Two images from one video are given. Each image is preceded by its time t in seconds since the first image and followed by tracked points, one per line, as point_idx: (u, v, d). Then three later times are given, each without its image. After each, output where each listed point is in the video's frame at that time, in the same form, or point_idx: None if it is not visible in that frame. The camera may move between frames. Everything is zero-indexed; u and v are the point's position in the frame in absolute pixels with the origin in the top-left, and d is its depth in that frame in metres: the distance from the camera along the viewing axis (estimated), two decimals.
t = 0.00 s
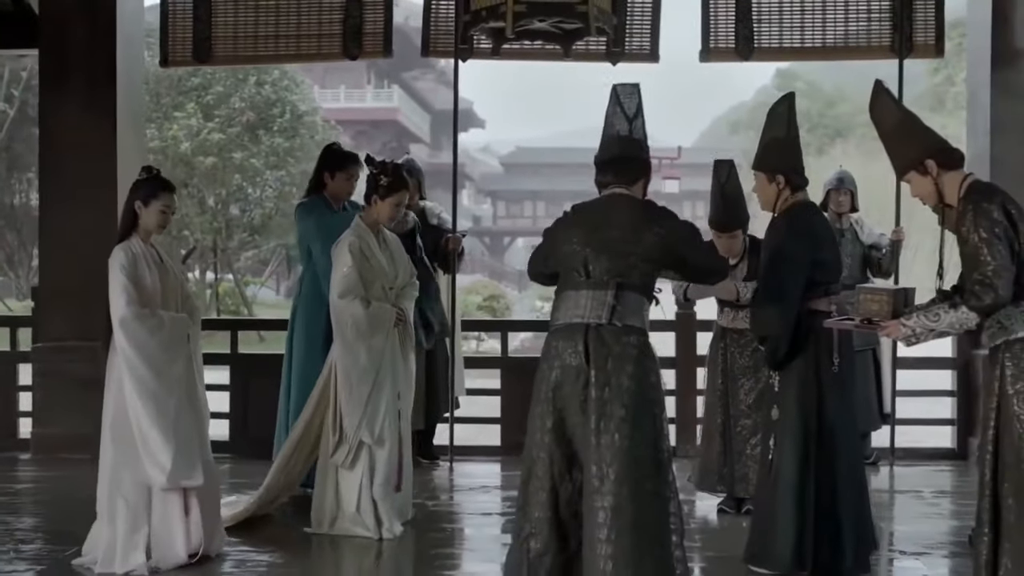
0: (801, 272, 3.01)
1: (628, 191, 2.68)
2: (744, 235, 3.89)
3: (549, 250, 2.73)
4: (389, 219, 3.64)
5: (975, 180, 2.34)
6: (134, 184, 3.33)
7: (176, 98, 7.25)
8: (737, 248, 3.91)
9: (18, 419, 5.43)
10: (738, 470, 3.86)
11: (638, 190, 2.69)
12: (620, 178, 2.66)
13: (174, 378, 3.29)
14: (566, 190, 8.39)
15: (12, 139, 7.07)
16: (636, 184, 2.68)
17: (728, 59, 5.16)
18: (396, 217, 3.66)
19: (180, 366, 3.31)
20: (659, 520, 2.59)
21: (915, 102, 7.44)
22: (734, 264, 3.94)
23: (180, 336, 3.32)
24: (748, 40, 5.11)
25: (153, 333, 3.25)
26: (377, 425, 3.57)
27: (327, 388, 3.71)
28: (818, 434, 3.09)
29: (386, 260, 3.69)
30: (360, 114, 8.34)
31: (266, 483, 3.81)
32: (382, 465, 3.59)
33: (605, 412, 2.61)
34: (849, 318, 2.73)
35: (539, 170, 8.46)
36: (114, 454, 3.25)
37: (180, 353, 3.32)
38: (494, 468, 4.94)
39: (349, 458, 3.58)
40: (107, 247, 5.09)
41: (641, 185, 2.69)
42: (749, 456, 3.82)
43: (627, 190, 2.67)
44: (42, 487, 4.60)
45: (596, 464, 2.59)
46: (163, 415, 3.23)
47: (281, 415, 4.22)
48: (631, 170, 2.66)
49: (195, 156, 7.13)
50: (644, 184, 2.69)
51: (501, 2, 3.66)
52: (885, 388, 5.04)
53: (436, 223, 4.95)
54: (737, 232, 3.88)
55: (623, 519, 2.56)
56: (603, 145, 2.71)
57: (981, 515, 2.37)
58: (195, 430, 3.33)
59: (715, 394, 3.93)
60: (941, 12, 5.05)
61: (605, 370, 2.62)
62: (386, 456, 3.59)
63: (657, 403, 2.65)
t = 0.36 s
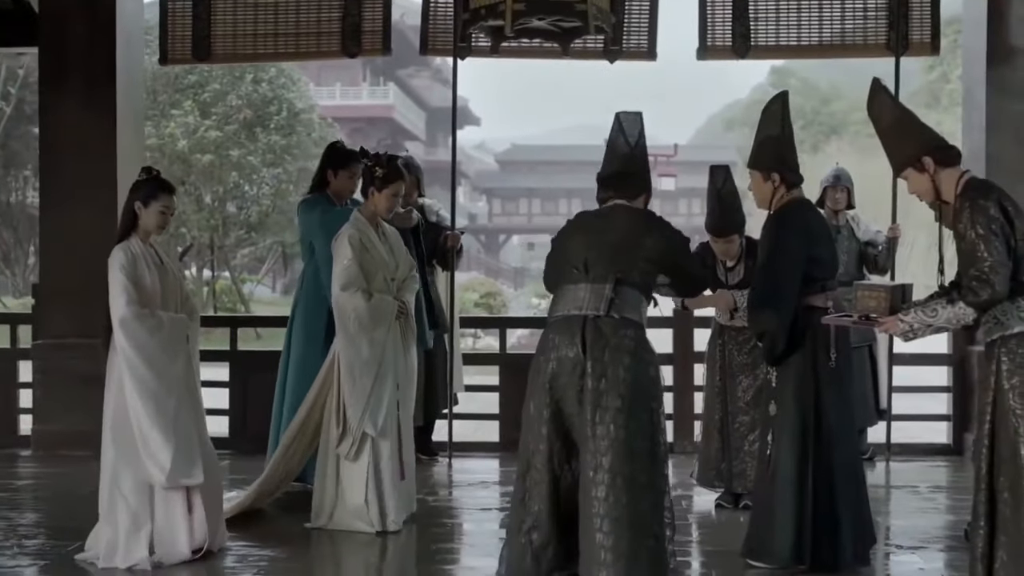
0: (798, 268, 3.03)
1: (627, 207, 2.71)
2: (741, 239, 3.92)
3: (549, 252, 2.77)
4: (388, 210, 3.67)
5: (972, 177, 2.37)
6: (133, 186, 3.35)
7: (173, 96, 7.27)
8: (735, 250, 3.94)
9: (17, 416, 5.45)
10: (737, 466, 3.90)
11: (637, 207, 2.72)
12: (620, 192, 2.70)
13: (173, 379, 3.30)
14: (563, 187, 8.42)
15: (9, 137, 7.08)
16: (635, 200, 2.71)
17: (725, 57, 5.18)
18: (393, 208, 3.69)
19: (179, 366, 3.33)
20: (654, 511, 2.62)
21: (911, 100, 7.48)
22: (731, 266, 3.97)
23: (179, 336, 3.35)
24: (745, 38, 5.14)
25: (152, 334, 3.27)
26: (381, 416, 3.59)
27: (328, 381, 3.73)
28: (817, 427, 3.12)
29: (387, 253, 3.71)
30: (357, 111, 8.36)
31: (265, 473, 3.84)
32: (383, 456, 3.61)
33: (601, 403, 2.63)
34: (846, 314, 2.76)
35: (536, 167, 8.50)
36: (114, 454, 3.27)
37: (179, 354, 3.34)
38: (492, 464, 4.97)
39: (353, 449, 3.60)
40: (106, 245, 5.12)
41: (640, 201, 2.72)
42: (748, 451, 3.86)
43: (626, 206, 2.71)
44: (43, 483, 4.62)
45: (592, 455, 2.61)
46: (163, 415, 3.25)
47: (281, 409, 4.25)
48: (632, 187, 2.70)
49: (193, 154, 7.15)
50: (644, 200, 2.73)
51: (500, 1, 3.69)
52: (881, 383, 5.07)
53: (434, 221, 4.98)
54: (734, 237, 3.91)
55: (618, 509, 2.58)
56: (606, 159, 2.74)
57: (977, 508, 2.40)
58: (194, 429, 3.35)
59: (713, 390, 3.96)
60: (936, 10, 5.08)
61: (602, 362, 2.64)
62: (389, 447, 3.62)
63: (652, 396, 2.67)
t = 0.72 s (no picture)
0: (791, 266, 3.05)
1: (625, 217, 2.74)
2: (737, 239, 3.92)
3: (550, 257, 2.80)
4: (383, 206, 3.68)
5: (969, 176, 2.39)
6: (133, 180, 3.36)
7: (169, 96, 7.28)
8: (732, 249, 3.96)
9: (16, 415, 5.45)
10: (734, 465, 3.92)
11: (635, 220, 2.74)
12: (620, 204, 2.73)
13: (174, 373, 3.32)
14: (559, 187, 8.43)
15: (5, 136, 7.08)
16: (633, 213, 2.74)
17: (722, 58, 5.20)
18: (389, 204, 3.71)
19: (180, 360, 3.35)
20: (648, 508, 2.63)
21: (906, 100, 7.50)
22: (729, 264, 3.99)
23: (180, 330, 3.36)
24: (741, 38, 5.15)
25: (152, 329, 3.28)
26: (377, 412, 3.61)
27: (325, 378, 3.75)
28: (813, 426, 3.14)
29: (384, 249, 3.73)
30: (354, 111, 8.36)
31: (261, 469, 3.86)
32: (381, 452, 3.63)
33: (598, 399, 2.64)
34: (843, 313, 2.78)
35: (532, 167, 8.51)
36: (113, 448, 3.28)
37: (179, 348, 3.35)
38: (489, 462, 4.98)
39: (350, 444, 3.61)
40: (104, 244, 5.12)
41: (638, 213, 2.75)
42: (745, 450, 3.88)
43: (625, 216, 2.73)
44: (40, 482, 4.63)
45: (586, 451, 2.63)
46: (162, 410, 3.26)
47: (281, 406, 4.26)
48: (629, 198, 2.72)
49: (189, 153, 7.16)
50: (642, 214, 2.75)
51: (498, 2, 3.71)
52: (877, 382, 5.09)
53: (432, 220, 4.99)
54: (733, 236, 3.92)
55: (612, 505, 2.60)
56: (606, 170, 2.75)
57: (973, 506, 2.42)
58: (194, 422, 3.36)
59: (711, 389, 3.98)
60: (931, 11, 5.10)
61: (598, 357, 2.65)
62: (387, 443, 3.64)
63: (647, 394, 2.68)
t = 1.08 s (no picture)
0: (791, 266, 3.06)
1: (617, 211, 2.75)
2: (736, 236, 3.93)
3: (545, 257, 2.81)
4: (382, 204, 3.69)
5: (969, 175, 2.40)
6: (133, 168, 3.37)
7: (168, 95, 7.29)
8: (731, 248, 3.96)
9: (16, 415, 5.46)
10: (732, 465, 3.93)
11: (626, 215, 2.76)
12: (612, 199, 2.74)
13: (176, 361, 3.32)
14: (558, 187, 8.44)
15: (4, 135, 7.08)
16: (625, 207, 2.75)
17: (721, 58, 5.21)
18: (389, 202, 3.71)
19: (182, 349, 3.35)
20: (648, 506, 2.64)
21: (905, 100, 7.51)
22: (728, 262, 3.99)
23: (182, 318, 3.37)
24: (740, 38, 5.16)
25: (154, 316, 3.29)
26: (376, 410, 3.62)
27: (326, 377, 3.76)
28: (813, 425, 3.15)
29: (384, 247, 3.74)
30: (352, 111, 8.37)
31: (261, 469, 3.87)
32: (381, 451, 3.64)
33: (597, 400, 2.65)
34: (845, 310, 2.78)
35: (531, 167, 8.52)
36: (115, 436, 3.29)
37: (181, 335, 3.36)
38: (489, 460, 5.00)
39: (350, 442, 3.63)
40: (104, 244, 5.13)
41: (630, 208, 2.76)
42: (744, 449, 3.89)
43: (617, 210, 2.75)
44: (40, 481, 4.64)
45: (590, 451, 2.64)
46: (164, 397, 3.27)
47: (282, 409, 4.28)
48: (621, 193, 2.74)
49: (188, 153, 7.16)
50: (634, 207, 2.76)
51: (498, 2, 3.72)
52: (876, 382, 5.10)
53: (431, 220, 5.00)
54: (732, 233, 3.94)
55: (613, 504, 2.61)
56: (595, 167, 2.77)
57: (971, 504, 2.43)
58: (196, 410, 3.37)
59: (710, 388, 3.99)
60: (930, 12, 5.12)
61: (602, 357, 2.66)
62: (386, 442, 3.65)
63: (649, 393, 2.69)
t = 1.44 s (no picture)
0: (793, 267, 3.07)
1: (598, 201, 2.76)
2: (734, 227, 3.91)
3: (534, 254, 2.76)
4: (382, 203, 3.69)
5: (969, 175, 2.41)
6: (133, 156, 3.37)
7: (167, 96, 7.29)
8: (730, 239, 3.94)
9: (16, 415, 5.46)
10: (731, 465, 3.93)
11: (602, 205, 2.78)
12: (595, 189, 2.75)
13: (175, 349, 3.33)
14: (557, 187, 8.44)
15: (4, 135, 7.08)
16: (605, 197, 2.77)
17: (720, 58, 5.21)
18: (389, 202, 3.72)
19: (182, 337, 3.36)
20: (651, 507, 2.65)
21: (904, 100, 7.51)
22: (727, 254, 3.97)
23: (183, 307, 3.37)
24: (739, 39, 5.17)
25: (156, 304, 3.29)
26: (380, 409, 3.63)
27: (328, 376, 3.77)
28: (812, 425, 3.16)
29: (386, 245, 3.74)
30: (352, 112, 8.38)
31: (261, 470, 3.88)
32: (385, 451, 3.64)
33: (611, 400, 2.68)
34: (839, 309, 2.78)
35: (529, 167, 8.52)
36: (116, 424, 3.29)
37: (183, 324, 3.37)
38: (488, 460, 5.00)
39: (353, 442, 3.62)
40: (103, 244, 5.13)
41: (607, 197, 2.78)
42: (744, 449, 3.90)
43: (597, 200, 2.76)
44: (40, 481, 4.64)
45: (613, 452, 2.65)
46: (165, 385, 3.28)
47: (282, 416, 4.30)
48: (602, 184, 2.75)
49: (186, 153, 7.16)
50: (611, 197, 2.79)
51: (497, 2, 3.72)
52: (874, 382, 5.10)
53: (431, 221, 5.02)
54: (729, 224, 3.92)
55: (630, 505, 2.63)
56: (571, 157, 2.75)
57: (970, 504, 2.43)
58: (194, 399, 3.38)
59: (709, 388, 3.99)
60: (928, 12, 5.12)
61: (626, 360, 2.68)
62: (389, 441, 3.65)
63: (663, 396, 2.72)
